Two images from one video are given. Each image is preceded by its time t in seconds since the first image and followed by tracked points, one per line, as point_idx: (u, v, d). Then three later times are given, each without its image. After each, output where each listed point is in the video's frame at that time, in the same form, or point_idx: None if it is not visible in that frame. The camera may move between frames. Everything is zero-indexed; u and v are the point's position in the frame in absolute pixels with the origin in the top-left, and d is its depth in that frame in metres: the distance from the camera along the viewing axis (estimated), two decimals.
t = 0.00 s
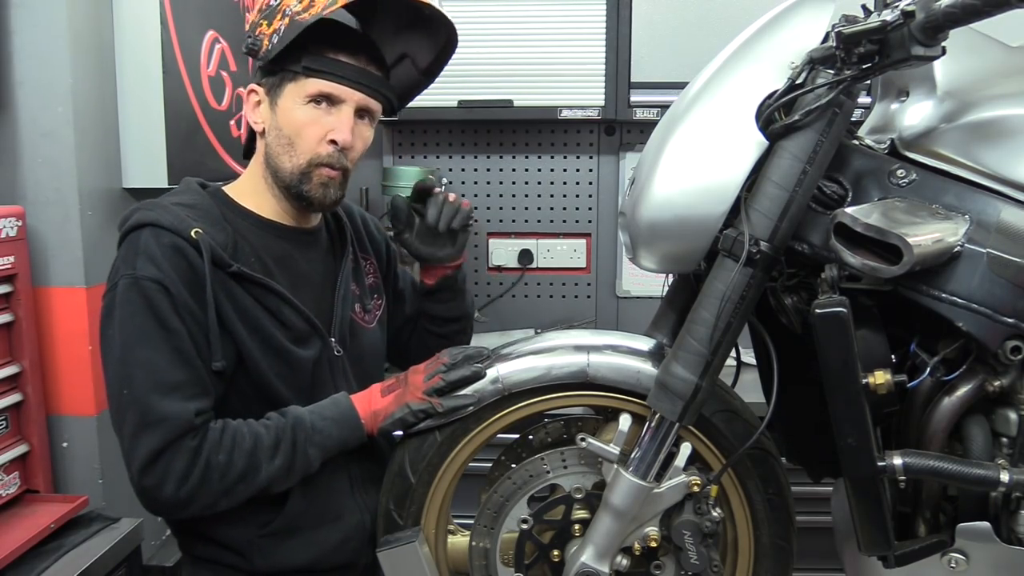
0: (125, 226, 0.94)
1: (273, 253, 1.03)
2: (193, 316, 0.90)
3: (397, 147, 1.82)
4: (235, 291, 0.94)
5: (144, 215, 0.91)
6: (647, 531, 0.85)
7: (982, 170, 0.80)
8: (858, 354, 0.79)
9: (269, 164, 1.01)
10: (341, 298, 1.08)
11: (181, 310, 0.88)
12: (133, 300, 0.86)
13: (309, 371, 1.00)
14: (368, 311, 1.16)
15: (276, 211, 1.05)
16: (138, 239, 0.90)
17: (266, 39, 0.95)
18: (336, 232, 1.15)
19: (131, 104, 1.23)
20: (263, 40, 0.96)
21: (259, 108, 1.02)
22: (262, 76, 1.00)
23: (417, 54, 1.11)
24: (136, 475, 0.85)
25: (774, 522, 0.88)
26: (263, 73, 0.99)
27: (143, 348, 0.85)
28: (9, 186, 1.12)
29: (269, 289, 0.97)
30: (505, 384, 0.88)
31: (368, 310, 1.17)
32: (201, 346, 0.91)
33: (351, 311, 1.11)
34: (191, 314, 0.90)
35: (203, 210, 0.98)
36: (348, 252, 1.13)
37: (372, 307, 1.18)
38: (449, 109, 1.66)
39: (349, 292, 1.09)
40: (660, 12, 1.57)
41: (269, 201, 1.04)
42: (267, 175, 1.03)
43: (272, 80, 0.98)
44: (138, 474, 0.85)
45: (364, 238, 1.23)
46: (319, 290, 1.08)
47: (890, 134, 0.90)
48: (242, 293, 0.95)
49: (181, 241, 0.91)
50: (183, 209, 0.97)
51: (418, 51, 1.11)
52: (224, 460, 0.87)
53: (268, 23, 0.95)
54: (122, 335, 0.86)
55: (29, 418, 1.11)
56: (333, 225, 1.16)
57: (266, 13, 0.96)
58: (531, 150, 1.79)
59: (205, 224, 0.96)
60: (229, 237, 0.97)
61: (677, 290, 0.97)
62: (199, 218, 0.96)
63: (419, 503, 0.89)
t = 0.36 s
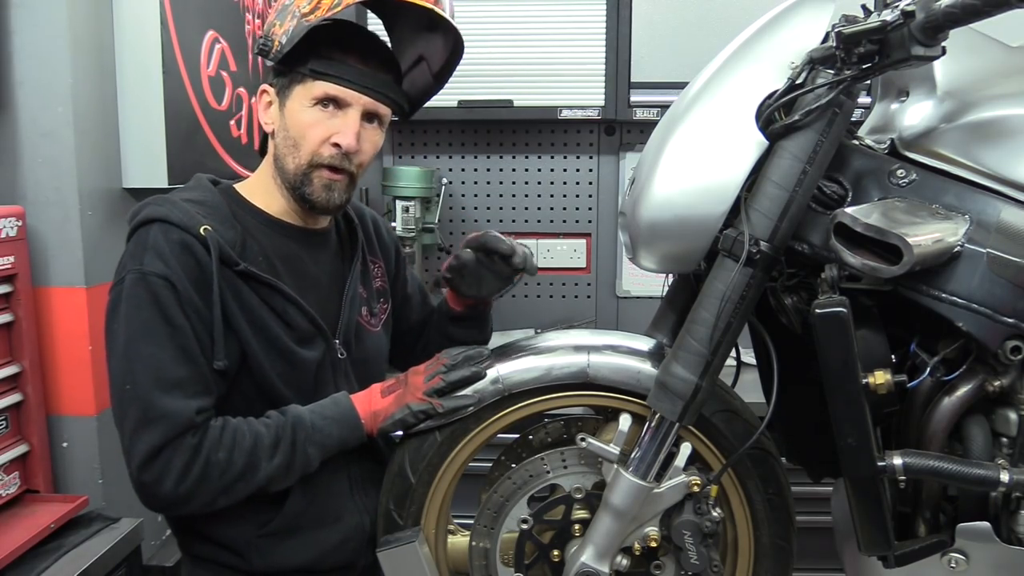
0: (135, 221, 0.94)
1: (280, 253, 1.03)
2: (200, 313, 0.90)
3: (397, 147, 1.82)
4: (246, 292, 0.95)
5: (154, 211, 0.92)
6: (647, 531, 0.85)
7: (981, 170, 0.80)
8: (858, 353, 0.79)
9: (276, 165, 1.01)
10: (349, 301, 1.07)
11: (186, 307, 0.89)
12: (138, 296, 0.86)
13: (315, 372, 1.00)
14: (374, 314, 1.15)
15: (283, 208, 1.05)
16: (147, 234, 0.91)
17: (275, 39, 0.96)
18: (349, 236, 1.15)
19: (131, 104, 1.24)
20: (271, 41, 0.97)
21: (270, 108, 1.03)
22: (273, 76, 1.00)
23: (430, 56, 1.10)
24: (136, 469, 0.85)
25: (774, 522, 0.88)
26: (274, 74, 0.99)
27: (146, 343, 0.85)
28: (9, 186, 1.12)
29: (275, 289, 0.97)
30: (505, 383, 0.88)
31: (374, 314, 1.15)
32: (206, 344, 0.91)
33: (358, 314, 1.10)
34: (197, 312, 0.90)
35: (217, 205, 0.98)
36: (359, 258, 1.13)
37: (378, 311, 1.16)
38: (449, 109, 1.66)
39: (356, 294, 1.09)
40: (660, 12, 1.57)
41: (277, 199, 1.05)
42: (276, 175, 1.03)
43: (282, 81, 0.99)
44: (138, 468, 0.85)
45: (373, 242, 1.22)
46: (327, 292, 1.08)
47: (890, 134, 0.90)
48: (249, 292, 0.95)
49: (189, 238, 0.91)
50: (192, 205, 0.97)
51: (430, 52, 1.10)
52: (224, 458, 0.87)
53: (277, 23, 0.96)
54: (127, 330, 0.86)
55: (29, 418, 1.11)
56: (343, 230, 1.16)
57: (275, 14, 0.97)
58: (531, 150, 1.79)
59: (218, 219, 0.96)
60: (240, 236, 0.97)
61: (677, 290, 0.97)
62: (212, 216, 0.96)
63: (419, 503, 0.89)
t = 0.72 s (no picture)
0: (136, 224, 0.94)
1: (284, 255, 1.03)
2: (200, 317, 0.90)
3: (398, 147, 1.82)
4: (248, 295, 0.95)
5: (156, 214, 0.92)
6: (647, 531, 0.85)
7: (981, 170, 0.80)
8: (858, 354, 0.79)
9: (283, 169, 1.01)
10: (349, 299, 1.07)
11: (188, 311, 0.89)
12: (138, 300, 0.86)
13: (317, 372, 1.00)
14: (377, 309, 1.14)
15: (286, 210, 1.05)
16: (150, 237, 0.91)
17: (287, 42, 0.94)
18: (344, 235, 1.14)
19: (131, 104, 1.24)
20: (281, 42, 0.95)
21: (276, 111, 1.02)
22: (281, 79, 0.99)
23: (440, 61, 1.12)
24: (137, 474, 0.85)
25: (774, 522, 0.88)
26: (283, 77, 0.98)
27: (149, 349, 0.85)
28: (9, 186, 1.12)
29: (279, 292, 0.97)
30: (505, 384, 0.88)
31: (377, 310, 1.14)
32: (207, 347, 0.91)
33: (359, 311, 1.09)
34: (199, 315, 0.90)
35: (216, 209, 0.99)
36: (355, 251, 1.12)
37: (381, 305, 1.15)
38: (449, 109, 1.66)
39: (356, 289, 1.09)
40: (660, 12, 1.57)
41: (281, 200, 1.05)
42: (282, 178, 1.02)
43: (291, 84, 0.98)
44: (139, 474, 0.85)
45: (374, 234, 1.20)
46: (330, 292, 1.08)
47: (890, 134, 0.90)
48: (252, 296, 0.95)
49: (192, 241, 0.91)
50: (194, 207, 0.97)
51: (441, 59, 1.12)
52: (225, 460, 0.87)
53: (289, 26, 0.94)
54: (127, 334, 0.86)
55: (29, 418, 1.11)
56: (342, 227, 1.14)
57: (285, 14, 0.95)
58: (531, 150, 1.78)
59: (217, 224, 0.97)
60: (242, 238, 0.98)
61: (677, 290, 0.97)
62: (214, 221, 0.97)
63: (419, 503, 0.89)
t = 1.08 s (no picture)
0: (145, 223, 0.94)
1: (291, 257, 1.03)
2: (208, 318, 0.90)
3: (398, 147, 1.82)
4: (259, 298, 0.95)
5: (167, 214, 0.92)
6: (647, 531, 0.85)
7: (981, 170, 0.80)
8: (858, 354, 0.79)
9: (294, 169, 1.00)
10: (356, 299, 1.07)
11: (198, 313, 0.89)
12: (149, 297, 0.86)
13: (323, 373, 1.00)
14: (383, 309, 1.13)
15: (295, 210, 1.05)
16: (160, 237, 0.91)
17: (299, 40, 0.94)
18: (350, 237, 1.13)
19: (131, 105, 1.24)
20: (295, 40, 0.94)
21: (288, 110, 1.02)
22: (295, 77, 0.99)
23: (455, 61, 1.12)
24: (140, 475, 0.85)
25: (774, 521, 0.88)
26: (295, 76, 0.98)
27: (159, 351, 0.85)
28: (9, 187, 1.12)
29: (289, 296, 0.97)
30: (505, 383, 0.88)
31: (384, 310, 1.13)
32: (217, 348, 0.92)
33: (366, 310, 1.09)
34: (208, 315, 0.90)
35: (227, 209, 0.99)
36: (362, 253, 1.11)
37: (389, 304, 1.15)
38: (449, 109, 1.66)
39: (363, 288, 1.08)
40: (660, 12, 1.57)
41: (289, 200, 1.04)
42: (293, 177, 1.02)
43: (304, 83, 0.97)
44: (143, 476, 0.85)
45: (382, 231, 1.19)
46: (338, 292, 1.07)
47: (890, 134, 0.90)
48: (264, 301, 0.95)
49: (203, 242, 0.91)
50: (205, 206, 0.97)
51: (456, 59, 1.12)
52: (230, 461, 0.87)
53: (301, 23, 0.94)
54: (135, 334, 0.86)
55: (29, 418, 1.11)
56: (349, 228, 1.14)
57: (298, 11, 0.95)
58: (531, 150, 1.78)
59: (228, 223, 0.97)
60: (252, 240, 0.98)
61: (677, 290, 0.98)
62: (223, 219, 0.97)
63: (419, 503, 0.89)
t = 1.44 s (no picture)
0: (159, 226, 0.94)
1: (304, 263, 1.04)
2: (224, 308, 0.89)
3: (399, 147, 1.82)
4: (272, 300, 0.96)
5: (181, 215, 0.92)
6: (647, 531, 0.85)
7: (981, 170, 0.80)
8: (858, 354, 0.79)
9: (305, 176, 1.01)
10: (363, 304, 1.08)
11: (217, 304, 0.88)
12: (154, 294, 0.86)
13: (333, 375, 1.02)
14: (387, 314, 1.13)
15: (304, 216, 1.04)
16: (176, 237, 0.90)
17: (314, 45, 0.93)
18: (358, 246, 1.15)
19: (131, 105, 1.24)
20: (310, 45, 0.94)
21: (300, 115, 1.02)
22: (307, 84, 0.98)
23: (472, 72, 1.13)
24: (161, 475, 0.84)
25: (774, 522, 0.88)
26: (308, 83, 0.97)
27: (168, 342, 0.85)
28: (9, 187, 1.12)
29: (301, 301, 0.99)
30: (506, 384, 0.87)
31: (387, 316, 1.13)
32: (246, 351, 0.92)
33: (372, 316, 1.09)
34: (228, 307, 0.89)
35: (244, 210, 0.99)
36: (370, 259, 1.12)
37: (392, 312, 1.15)
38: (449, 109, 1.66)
39: (370, 294, 1.09)
40: (660, 12, 1.57)
41: (298, 205, 1.04)
42: (302, 183, 1.02)
43: (316, 89, 0.97)
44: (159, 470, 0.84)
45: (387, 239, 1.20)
46: (346, 298, 1.09)
47: (890, 134, 0.90)
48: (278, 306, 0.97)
49: (220, 241, 0.92)
50: (220, 209, 0.97)
51: (472, 71, 1.13)
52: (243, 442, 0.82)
53: (318, 29, 0.93)
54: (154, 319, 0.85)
55: (29, 418, 1.11)
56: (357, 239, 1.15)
57: (316, 16, 0.94)
58: (531, 150, 1.78)
59: (245, 224, 0.97)
60: (267, 244, 0.98)
61: (677, 289, 0.98)
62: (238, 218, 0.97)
63: (419, 503, 0.89)
